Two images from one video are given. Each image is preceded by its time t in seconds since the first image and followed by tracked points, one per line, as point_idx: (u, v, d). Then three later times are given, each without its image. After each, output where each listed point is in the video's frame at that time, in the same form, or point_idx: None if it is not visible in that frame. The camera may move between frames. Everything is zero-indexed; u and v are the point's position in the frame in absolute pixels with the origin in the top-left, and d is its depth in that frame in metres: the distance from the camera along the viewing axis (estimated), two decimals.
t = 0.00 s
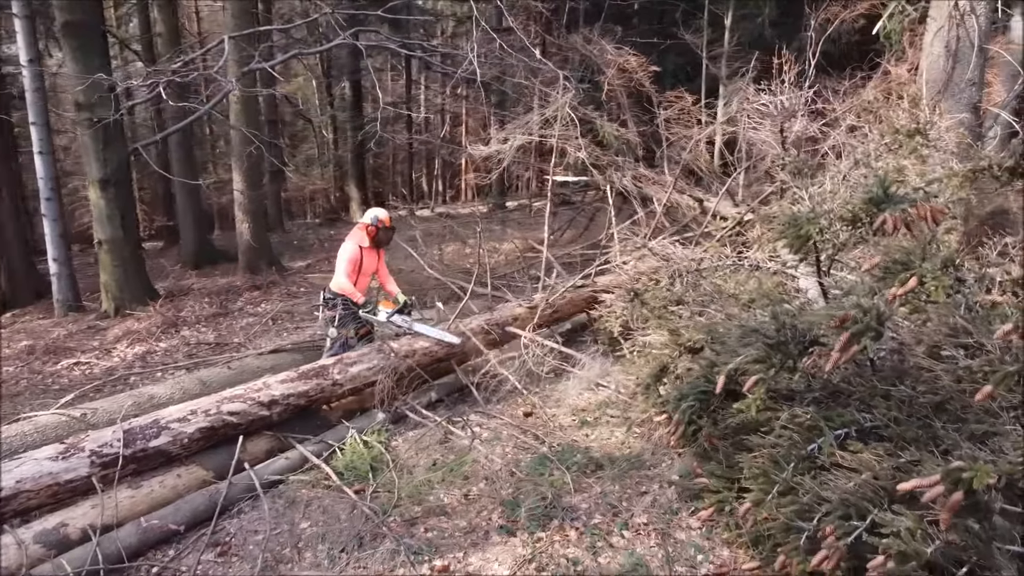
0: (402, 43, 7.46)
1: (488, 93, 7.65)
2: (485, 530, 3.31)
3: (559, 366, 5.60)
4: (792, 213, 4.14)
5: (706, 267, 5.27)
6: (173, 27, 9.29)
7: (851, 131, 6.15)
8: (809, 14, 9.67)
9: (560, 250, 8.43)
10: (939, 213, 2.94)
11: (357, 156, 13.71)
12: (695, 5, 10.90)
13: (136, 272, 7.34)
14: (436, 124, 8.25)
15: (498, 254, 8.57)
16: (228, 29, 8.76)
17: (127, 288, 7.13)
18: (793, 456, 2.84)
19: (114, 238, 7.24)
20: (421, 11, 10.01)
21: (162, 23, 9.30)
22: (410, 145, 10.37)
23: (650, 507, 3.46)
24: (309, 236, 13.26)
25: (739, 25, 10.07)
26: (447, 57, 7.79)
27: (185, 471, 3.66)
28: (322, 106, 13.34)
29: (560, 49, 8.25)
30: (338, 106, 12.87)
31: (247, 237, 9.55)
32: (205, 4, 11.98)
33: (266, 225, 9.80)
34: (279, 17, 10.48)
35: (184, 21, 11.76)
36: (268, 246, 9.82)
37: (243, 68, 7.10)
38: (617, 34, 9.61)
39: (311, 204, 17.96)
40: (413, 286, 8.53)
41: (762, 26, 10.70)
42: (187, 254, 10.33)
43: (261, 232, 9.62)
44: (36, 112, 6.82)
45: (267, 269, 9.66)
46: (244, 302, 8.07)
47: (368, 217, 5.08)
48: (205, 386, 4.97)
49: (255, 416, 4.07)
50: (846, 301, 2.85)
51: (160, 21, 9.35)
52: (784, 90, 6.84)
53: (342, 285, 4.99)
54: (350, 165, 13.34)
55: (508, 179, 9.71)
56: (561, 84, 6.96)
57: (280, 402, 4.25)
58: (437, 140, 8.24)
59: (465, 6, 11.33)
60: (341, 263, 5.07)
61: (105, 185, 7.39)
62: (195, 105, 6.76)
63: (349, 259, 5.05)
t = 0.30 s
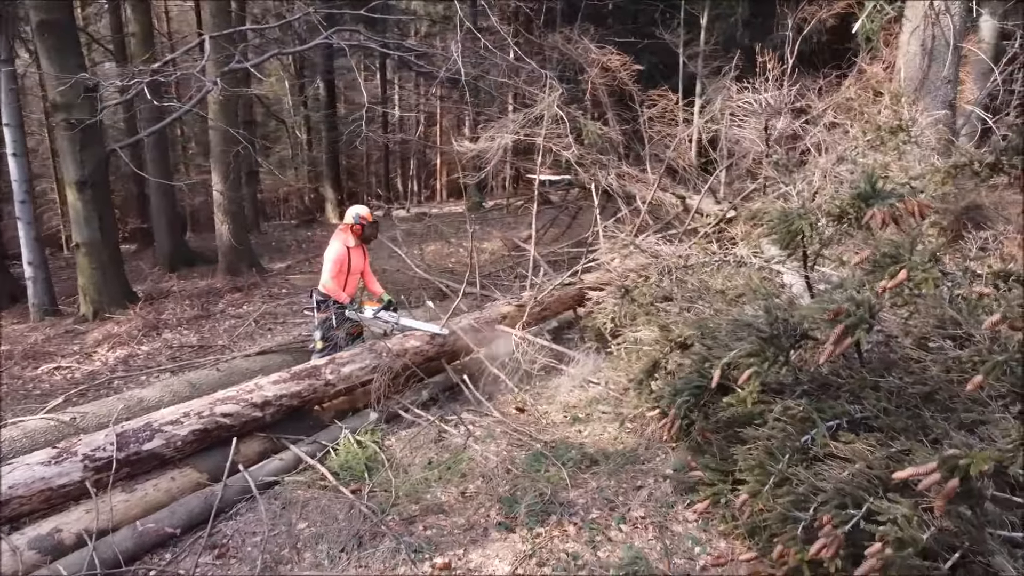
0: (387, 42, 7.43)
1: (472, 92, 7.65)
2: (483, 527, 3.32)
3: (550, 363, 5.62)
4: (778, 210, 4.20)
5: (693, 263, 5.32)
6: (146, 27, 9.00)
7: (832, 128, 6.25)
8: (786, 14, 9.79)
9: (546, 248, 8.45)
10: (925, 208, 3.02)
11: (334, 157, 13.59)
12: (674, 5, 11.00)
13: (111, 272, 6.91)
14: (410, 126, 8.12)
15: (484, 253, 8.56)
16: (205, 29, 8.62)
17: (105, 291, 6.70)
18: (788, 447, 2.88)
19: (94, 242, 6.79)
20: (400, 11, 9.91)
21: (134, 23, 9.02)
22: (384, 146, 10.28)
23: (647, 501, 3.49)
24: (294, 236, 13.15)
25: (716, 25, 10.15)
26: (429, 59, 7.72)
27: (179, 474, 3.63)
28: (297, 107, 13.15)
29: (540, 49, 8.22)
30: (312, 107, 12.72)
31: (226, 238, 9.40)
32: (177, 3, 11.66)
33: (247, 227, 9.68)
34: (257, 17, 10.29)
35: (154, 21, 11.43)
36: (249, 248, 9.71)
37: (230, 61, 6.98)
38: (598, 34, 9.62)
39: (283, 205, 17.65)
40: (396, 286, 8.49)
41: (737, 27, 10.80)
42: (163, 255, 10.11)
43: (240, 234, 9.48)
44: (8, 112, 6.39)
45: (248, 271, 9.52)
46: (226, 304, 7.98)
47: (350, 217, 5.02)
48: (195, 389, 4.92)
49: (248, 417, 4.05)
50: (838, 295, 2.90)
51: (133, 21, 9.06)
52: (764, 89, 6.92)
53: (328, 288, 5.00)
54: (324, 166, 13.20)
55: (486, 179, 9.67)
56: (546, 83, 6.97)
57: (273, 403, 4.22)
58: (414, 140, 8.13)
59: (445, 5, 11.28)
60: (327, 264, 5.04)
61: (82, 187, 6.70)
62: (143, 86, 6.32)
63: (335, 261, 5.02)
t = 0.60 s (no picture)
0: (376, 42, 7.40)
1: (462, 92, 7.65)
2: (485, 524, 3.34)
3: (544, 362, 5.64)
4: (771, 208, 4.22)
5: (684, 260, 5.36)
6: (125, 29, 8.79)
7: (819, 126, 6.32)
8: (768, 14, 9.89)
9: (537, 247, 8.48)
10: (916, 205, 3.08)
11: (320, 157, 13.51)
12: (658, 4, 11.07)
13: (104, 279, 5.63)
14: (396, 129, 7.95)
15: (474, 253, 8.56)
16: (188, 28, 8.52)
17: (87, 293, 6.90)
18: (785, 441, 2.93)
19: (76, 245, 6.82)
20: (385, 11, 9.86)
21: (112, 23, 8.81)
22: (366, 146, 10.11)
23: (646, 495, 3.53)
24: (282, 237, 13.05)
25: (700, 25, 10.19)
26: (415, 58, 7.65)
27: (177, 476, 3.62)
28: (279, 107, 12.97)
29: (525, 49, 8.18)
30: (291, 107, 12.51)
31: (210, 240, 9.29)
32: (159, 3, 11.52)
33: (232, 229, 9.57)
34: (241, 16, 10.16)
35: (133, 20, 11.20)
36: (233, 250, 9.60)
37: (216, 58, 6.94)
38: (583, 33, 9.61)
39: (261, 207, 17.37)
40: (385, 286, 8.45)
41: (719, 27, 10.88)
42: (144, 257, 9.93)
43: (225, 235, 9.37)
44: None
45: (233, 272, 9.40)
46: (211, 304, 7.91)
47: (334, 219, 5.11)
48: (189, 390, 4.88)
49: (245, 419, 4.03)
50: (833, 290, 2.95)
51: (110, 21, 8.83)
52: (750, 88, 6.97)
53: (311, 289, 5.05)
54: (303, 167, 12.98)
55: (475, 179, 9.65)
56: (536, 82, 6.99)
57: (271, 404, 4.21)
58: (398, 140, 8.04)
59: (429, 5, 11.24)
60: (310, 267, 5.11)
61: (66, 190, 6.81)
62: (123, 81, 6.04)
63: (319, 263, 5.09)
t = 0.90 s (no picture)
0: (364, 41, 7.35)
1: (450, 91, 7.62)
2: (487, 520, 3.35)
3: (539, 359, 5.65)
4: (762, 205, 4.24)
5: (676, 257, 5.39)
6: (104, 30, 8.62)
7: (806, 123, 6.38)
8: (753, 13, 9.97)
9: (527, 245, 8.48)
10: (907, 198, 3.12)
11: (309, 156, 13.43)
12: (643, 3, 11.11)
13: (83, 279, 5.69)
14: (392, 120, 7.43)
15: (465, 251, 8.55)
16: (173, 27, 8.41)
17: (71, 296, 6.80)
18: (783, 432, 2.98)
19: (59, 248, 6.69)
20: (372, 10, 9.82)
21: (90, 23, 8.64)
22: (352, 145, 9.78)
23: (645, 488, 3.56)
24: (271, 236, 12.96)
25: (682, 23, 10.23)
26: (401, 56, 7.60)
27: (176, 477, 3.61)
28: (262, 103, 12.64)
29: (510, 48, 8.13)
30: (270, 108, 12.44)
31: (194, 241, 9.07)
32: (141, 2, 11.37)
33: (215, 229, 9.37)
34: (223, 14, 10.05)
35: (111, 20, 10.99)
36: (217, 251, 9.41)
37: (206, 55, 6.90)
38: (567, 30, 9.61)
39: (239, 208, 17.03)
40: (373, 287, 8.36)
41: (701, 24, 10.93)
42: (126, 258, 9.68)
43: (209, 236, 9.16)
44: None
45: (218, 272, 9.32)
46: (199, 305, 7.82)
47: (317, 228, 5.00)
48: (183, 392, 4.85)
49: (243, 419, 4.02)
50: (829, 284, 2.99)
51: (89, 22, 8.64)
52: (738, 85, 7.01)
53: (297, 299, 4.92)
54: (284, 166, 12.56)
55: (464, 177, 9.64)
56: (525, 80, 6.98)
57: (268, 404, 4.19)
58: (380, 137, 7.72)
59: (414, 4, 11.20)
60: (294, 277, 4.97)
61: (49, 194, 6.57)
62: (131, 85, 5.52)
63: (303, 272, 4.96)
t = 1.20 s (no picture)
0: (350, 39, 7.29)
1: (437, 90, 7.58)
2: (488, 516, 3.37)
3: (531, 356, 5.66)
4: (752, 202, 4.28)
5: (666, 253, 5.41)
6: (79, 30, 8.36)
7: (791, 120, 6.45)
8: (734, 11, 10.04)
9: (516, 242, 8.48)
10: (897, 192, 3.16)
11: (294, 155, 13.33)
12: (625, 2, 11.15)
13: (59, 281, 6.84)
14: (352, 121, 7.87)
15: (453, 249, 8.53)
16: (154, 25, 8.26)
17: (52, 299, 6.70)
18: (780, 424, 3.03)
19: (39, 249, 6.59)
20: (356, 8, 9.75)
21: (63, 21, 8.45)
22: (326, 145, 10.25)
23: (644, 481, 3.60)
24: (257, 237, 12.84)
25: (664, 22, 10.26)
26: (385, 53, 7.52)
27: (173, 479, 3.59)
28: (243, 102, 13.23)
29: (493, 46, 8.10)
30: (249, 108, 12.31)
31: (175, 241, 8.84)
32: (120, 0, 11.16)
33: (198, 230, 9.16)
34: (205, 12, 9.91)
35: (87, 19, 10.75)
36: (200, 252, 9.21)
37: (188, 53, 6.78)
38: (550, 28, 9.59)
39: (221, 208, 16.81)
40: (359, 288, 8.28)
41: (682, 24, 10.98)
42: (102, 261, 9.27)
43: (191, 236, 8.95)
44: None
45: (200, 275, 9.00)
46: (182, 308, 7.71)
47: (302, 235, 4.86)
48: (175, 394, 4.79)
49: (239, 419, 4.00)
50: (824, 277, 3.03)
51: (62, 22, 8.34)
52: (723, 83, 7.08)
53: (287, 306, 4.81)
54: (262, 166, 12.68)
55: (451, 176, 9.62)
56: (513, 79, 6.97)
57: (264, 404, 4.17)
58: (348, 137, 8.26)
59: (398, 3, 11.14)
60: (282, 284, 4.84)
61: (28, 193, 6.49)
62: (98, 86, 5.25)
63: (292, 278, 4.84)
